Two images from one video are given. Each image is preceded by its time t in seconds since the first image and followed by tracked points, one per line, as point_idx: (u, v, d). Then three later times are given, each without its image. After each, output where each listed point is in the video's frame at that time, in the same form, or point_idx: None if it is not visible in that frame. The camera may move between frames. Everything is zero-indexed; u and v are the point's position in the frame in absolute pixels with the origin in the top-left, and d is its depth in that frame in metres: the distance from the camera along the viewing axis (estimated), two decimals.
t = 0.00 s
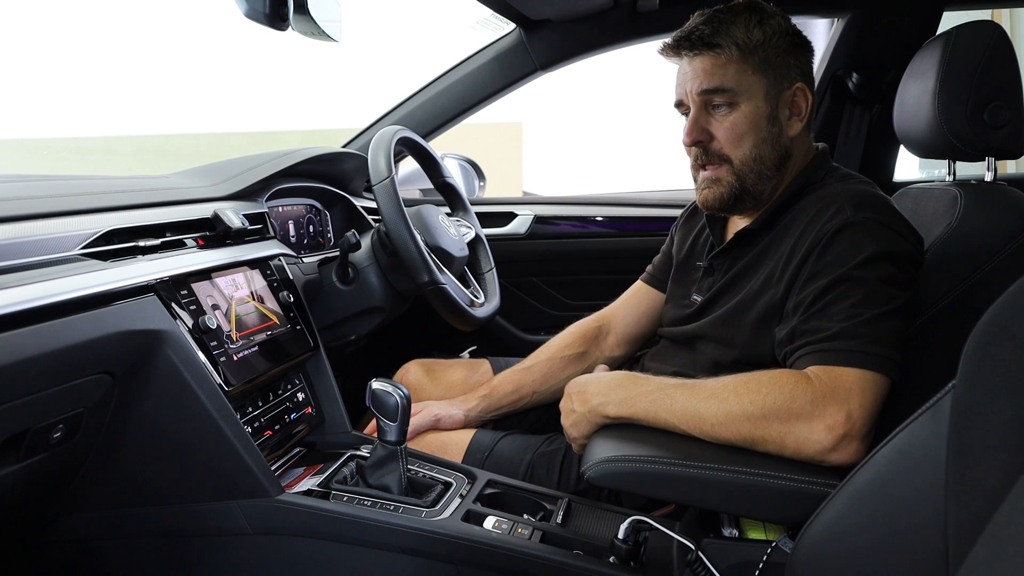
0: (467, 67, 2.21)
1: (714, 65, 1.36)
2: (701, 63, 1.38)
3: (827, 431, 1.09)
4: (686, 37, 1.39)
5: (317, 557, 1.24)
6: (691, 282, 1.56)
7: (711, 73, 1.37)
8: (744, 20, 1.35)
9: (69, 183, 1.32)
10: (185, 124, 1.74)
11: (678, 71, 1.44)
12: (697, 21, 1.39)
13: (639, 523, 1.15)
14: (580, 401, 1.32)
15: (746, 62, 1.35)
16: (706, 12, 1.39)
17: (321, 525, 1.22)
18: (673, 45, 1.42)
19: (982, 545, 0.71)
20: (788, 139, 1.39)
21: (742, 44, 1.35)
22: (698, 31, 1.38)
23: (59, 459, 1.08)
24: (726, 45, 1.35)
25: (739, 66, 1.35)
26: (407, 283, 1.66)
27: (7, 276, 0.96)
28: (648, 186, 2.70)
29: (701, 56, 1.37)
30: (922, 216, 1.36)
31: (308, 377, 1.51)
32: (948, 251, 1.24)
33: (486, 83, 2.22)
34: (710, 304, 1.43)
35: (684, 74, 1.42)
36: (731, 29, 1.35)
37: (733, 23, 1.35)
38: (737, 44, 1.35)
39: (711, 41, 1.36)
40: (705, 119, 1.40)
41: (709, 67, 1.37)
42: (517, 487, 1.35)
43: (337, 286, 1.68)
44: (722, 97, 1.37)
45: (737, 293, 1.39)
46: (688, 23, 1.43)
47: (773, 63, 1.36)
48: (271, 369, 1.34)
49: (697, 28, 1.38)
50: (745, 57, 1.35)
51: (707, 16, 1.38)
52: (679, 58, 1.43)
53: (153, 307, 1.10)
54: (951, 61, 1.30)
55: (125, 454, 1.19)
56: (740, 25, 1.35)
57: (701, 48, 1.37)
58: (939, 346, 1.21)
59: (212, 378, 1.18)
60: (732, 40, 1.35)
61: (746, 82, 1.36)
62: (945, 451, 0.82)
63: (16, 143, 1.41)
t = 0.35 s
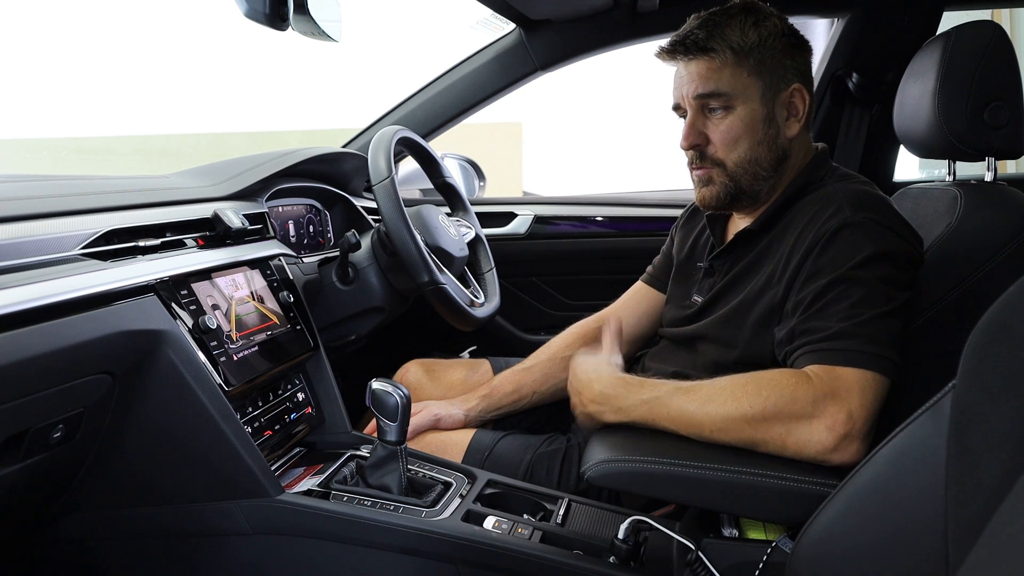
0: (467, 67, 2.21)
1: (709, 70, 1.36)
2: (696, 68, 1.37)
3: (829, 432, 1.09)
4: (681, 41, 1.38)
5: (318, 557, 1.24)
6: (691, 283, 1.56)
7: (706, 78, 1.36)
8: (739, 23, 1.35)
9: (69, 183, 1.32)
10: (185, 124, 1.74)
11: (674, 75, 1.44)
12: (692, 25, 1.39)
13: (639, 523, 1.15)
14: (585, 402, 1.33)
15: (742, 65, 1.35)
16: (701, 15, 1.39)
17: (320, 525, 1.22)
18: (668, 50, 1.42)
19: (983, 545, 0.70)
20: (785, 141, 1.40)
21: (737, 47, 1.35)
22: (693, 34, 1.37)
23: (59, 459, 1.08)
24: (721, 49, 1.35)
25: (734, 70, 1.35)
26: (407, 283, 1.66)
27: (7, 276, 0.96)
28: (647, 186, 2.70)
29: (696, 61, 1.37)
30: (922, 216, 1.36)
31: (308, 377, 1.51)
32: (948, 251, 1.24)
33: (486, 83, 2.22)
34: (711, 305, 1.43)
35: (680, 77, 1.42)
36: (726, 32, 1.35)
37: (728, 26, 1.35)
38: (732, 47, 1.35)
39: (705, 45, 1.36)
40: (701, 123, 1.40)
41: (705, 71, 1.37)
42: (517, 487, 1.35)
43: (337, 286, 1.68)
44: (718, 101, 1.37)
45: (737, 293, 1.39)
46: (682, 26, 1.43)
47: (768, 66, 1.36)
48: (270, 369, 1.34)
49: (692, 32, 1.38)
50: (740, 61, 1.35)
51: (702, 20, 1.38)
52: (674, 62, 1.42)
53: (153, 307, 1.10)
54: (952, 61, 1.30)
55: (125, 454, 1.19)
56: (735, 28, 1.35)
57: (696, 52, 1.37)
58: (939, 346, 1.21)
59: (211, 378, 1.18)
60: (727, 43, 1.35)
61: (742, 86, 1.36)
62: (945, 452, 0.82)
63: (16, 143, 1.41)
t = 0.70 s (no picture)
0: (467, 67, 2.21)
1: (725, 67, 1.35)
2: (712, 65, 1.36)
3: (833, 436, 1.09)
4: (696, 38, 1.37)
5: (318, 557, 1.24)
6: (692, 284, 1.56)
7: (723, 75, 1.35)
8: (753, 21, 1.35)
9: (68, 183, 1.32)
10: (185, 124, 1.74)
11: (684, 73, 1.42)
12: (704, 22, 1.38)
13: (639, 523, 1.15)
14: (575, 405, 1.32)
15: (756, 64, 1.35)
16: (712, 13, 1.38)
17: (321, 525, 1.22)
18: (680, 47, 1.40)
19: (983, 545, 0.70)
20: (795, 142, 1.40)
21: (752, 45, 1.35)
22: (709, 31, 1.36)
23: (59, 458, 1.08)
24: (737, 46, 1.34)
25: (750, 68, 1.35)
26: (407, 283, 1.66)
27: (7, 276, 0.96)
28: (647, 186, 2.70)
29: (712, 57, 1.36)
30: (922, 216, 1.36)
31: (308, 377, 1.51)
32: (948, 252, 1.24)
33: (486, 83, 2.22)
34: (712, 306, 1.43)
35: (691, 75, 1.39)
36: (741, 29, 1.35)
37: (742, 24, 1.35)
38: (747, 45, 1.34)
39: (722, 41, 1.35)
40: (715, 122, 1.38)
41: (721, 69, 1.35)
42: (517, 487, 1.35)
43: (337, 286, 1.68)
44: (734, 99, 1.36)
45: (738, 293, 1.39)
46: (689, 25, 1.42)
47: (781, 65, 1.36)
48: (270, 369, 1.34)
49: (707, 29, 1.37)
50: (755, 59, 1.35)
51: (715, 17, 1.37)
52: (686, 60, 1.40)
53: (153, 307, 1.10)
54: (952, 61, 1.30)
55: (125, 454, 1.19)
56: (750, 26, 1.35)
57: (713, 48, 1.35)
58: (938, 346, 1.21)
59: (211, 378, 1.18)
60: (742, 41, 1.35)
61: (757, 85, 1.35)
62: (945, 451, 0.82)
63: (16, 143, 1.41)
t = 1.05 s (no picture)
0: (467, 67, 2.21)
1: (743, 76, 1.34)
2: (730, 74, 1.34)
3: (833, 435, 1.08)
4: (710, 48, 1.34)
5: (318, 557, 1.24)
6: (693, 287, 1.56)
7: (742, 84, 1.34)
8: (761, 28, 1.35)
9: (68, 184, 1.32)
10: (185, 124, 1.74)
11: (694, 84, 1.39)
12: (712, 32, 1.36)
13: (639, 523, 1.14)
14: (577, 398, 1.34)
15: (770, 72, 1.35)
16: (717, 22, 1.36)
17: (321, 525, 1.22)
18: (693, 58, 1.37)
19: (983, 545, 0.70)
20: (805, 148, 1.42)
21: (766, 52, 1.35)
22: (723, 41, 1.34)
23: (59, 458, 1.08)
24: (752, 54, 1.34)
25: (767, 76, 1.35)
26: (407, 283, 1.66)
27: (7, 276, 0.96)
28: (647, 186, 2.70)
29: (730, 67, 1.34)
30: (922, 216, 1.36)
31: (308, 377, 1.51)
32: (948, 252, 1.24)
33: (486, 83, 2.22)
34: (713, 308, 1.43)
35: (706, 86, 1.37)
36: (753, 36, 1.34)
37: (753, 30, 1.35)
38: (761, 52, 1.34)
39: (739, 49, 1.33)
40: (735, 133, 1.37)
41: (739, 78, 1.34)
42: (517, 487, 1.35)
43: (337, 286, 1.68)
44: (753, 107, 1.35)
45: (738, 294, 1.39)
46: (691, 36, 1.40)
47: (789, 72, 1.38)
48: (271, 369, 1.34)
49: (718, 39, 1.35)
50: (770, 67, 1.35)
51: (723, 26, 1.35)
52: (699, 71, 1.37)
53: (153, 307, 1.10)
54: (952, 61, 1.30)
55: (125, 455, 1.19)
56: (759, 32, 1.35)
57: (730, 57, 1.34)
58: (938, 346, 1.21)
59: (211, 378, 1.18)
60: (757, 48, 1.34)
61: (774, 92, 1.36)
62: (945, 451, 0.82)
63: (15, 143, 1.41)
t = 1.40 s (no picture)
0: (467, 67, 2.21)
1: (740, 74, 1.34)
2: (726, 71, 1.35)
3: (834, 435, 1.08)
4: (706, 45, 1.35)
5: (318, 557, 1.24)
6: (693, 286, 1.56)
7: (738, 81, 1.34)
8: (758, 25, 1.36)
9: (68, 183, 1.32)
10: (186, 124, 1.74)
11: (691, 81, 1.39)
12: (710, 30, 1.37)
13: (639, 523, 1.14)
14: (576, 401, 1.34)
15: (767, 69, 1.36)
16: (714, 19, 1.37)
17: (321, 525, 1.22)
18: (690, 55, 1.38)
19: (983, 546, 0.70)
20: (803, 146, 1.41)
21: (763, 50, 1.35)
22: (720, 38, 1.34)
23: (59, 458, 1.08)
24: (749, 52, 1.34)
25: (764, 74, 1.35)
26: (408, 283, 1.66)
27: (7, 276, 0.96)
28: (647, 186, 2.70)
29: (727, 63, 1.35)
30: (922, 216, 1.36)
31: (308, 377, 1.51)
32: (948, 252, 1.24)
33: (486, 83, 2.22)
34: (713, 307, 1.43)
35: (703, 83, 1.37)
36: (750, 34, 1.35)
37: (750, 28, 1.35)
38: (758, 49, 1.35)
39: (736, 46, 1.34)
40: (732, 130, 1.37)
41: (736, 75, 1.35)
42: (517, 487, 1.35)
43: (337, 286, 1.68)
44: (749, 105, 1.36)
45: (738, 294, 1.39)
46: (689, 33, 1.41)
47: (787, 70, 1.39)
48: (271, 369, 1.34)
49: (716, 36, 1.35)
50: (766, 64, 1.35)
51: (720, 24, 1.36)
52: (696, 68, 1.38)
53: (153, 307, 1.10)
54: (952, 61, 1.30)
55: (126, 454, 1.19)
56: (756, 30, 1.35)
57: (727, 54, 1.34)
58: (938, 346, 1.21)
59: (211, 378, 1.18)
60: (753, 46, 1.34)
61: (771, 90, 1.36)
62: (945, 452, 0.82)
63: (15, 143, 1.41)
